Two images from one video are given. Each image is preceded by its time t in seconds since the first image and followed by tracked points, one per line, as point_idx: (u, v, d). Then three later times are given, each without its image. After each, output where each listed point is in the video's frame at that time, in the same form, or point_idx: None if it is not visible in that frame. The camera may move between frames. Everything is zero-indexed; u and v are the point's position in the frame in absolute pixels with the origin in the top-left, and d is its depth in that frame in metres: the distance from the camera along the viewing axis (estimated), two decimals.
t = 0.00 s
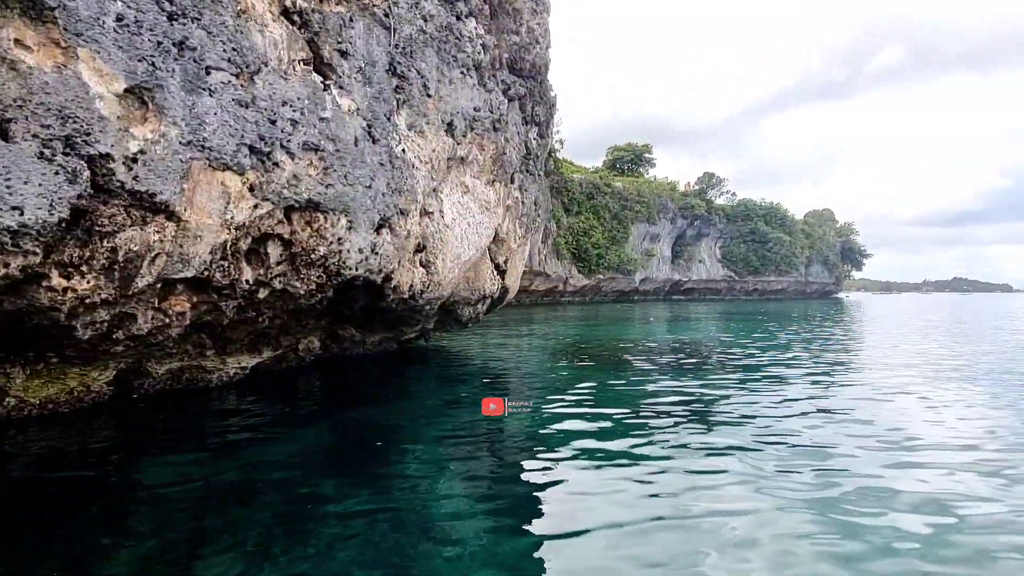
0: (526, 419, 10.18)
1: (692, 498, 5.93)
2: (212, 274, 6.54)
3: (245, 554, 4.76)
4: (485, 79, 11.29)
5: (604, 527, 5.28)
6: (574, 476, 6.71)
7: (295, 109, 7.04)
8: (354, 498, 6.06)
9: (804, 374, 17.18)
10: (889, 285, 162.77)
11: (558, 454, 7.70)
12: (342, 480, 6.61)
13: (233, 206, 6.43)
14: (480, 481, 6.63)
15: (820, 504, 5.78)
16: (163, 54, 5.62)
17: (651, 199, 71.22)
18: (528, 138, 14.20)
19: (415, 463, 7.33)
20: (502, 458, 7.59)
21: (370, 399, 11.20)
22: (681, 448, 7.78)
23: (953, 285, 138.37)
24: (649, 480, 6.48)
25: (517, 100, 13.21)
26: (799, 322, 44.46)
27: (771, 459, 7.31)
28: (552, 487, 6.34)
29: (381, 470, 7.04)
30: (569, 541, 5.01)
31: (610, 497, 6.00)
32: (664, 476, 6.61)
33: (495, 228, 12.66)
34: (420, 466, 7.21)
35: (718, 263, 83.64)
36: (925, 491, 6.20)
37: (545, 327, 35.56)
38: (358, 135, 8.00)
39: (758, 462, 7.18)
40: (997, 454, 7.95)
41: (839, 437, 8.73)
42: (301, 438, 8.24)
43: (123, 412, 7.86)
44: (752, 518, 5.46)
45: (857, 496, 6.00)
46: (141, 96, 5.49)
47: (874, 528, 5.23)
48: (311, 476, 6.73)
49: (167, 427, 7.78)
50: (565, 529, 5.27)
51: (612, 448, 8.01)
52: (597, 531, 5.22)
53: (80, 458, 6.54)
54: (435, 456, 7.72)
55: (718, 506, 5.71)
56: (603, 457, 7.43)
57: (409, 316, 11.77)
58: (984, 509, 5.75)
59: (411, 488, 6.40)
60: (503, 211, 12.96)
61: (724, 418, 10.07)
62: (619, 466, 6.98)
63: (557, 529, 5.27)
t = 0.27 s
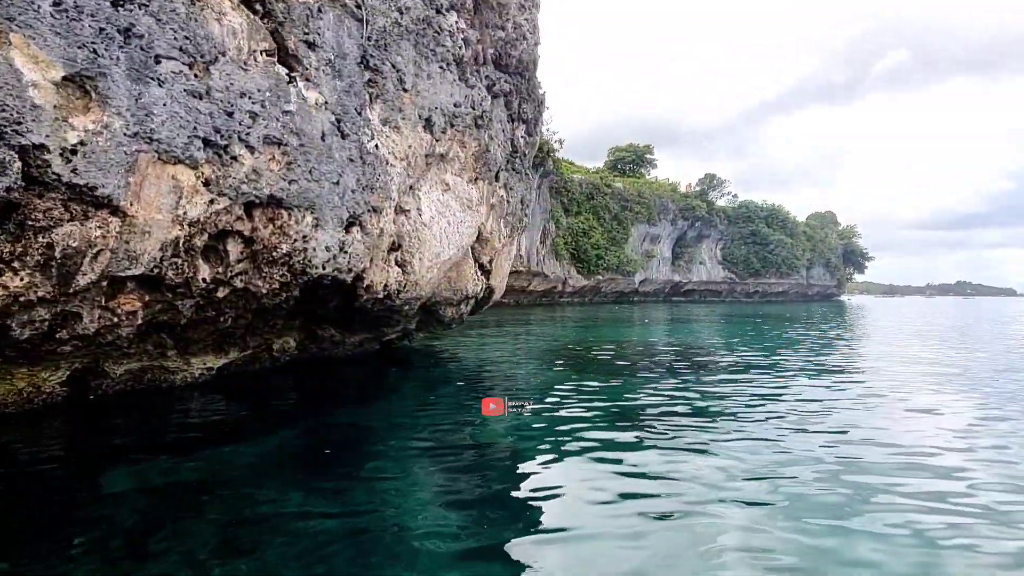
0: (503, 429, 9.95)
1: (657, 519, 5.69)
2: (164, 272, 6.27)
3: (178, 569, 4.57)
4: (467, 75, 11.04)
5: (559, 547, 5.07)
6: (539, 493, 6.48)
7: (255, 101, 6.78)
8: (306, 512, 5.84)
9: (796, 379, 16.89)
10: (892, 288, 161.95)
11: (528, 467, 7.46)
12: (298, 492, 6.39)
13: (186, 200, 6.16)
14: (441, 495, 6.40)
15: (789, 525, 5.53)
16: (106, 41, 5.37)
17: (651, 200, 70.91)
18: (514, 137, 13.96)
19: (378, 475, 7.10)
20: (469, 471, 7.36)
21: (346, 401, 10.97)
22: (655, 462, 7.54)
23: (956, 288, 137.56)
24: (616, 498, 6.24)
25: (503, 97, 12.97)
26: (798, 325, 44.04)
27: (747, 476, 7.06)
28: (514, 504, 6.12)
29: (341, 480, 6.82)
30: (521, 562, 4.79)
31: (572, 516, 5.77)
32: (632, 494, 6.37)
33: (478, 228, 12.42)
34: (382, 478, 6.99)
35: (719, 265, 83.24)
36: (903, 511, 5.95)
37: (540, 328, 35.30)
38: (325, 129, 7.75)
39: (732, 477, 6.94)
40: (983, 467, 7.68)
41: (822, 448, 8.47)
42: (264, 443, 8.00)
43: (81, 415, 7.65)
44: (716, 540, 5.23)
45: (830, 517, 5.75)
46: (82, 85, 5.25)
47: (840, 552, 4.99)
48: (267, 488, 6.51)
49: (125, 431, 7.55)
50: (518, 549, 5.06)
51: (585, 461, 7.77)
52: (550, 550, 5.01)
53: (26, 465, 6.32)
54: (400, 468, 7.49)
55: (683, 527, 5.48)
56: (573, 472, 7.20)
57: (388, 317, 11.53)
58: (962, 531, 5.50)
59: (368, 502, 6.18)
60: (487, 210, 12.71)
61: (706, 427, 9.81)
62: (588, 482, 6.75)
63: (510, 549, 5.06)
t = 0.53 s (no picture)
0: (483, 430, 9.69)
1: (625, 527, 5.42)
2: (114, 270, 6.05)
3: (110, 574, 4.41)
4: (448, 69, 10.80)
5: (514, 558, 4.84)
6: (507, 498, 6.21)
7: (213, 92, 6.54)
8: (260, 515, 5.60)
9: (791, 380, 16.56)
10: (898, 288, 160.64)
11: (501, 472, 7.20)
12: (256, 494, 6.15)
13: (135, 194, 5.92)
14: (405, 498, 6.15)
15: (764, 537, 5.25)
16: (43, 26, 5.18)
17: (653, 200, 70.51)
18: (501, 133, 13.70)
19: (343, 476, 6.85)
20: (438, 475, 7.10)
21: (324, 402, 10.73)
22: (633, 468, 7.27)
23: (963, 289, 136.10)
24: (586, 505, 5.97)
25: (488, 92, 12.72)
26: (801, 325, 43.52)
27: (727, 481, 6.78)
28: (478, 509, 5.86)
29: (300, 484, 6.61)
30: None
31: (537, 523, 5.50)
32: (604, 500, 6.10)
33: (461, 226, 12.17)
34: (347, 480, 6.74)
35: (722, 265, 82.68)
36: (886, 520, 5.66)
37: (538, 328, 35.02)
38: (291, 121, 7.49)
39: (710, 484, 6.66)
40: (977, 472, 7.36)
41: (809, 452, 8.17)
42: (229, 443, 7.77)
43: (39, 415, 7.55)
44: (685, 552, 4.95)
45: (808, 528, 5.47)
46: (18, 72, 5.06)
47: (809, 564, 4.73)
48: (225, 489, 6.28)
49: (84, 433, 7.34)
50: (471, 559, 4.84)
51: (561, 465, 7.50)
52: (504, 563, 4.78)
53: None
54: (368, 470, 7.24)
55: (652, 539, 5.21)
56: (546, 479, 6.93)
57: (368, 316, 11.29)
58: (947, 543, 5.20)
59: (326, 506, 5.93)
60: (471, 208, 12.46)
61: (691, 430, 9.52)
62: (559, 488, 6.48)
63: (463, 560, 4.83)
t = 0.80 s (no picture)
0: (458, 433, 9.51)
1: (585, 545, 5.16)
2: (57, 264, 5.84)
3: None
4: (426, 60, 10.54)
5: None
6: (468, 514, 5.96)
7: (166, 80, 6.29)
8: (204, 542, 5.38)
9: (786, 380, 16.22)
10: (902, 288, 159.55)
11: (468, 482, 6.95)
12: (207, 516, 5.94)
13: (78, 184, 5.67)
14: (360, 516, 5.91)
15: (732, 551, 4.97)
16: None
17: (653, 198, 70.09)
18: (486, 127, 13.43)
19: (302, 494, 6.63)
20: (402, 486, 6.86)
21: (300, 403, 10.50)
22: (606, 473, 6.99)
23: (969, 288, 134.90)
24: (548, 519, 5.71)
25: (471, 85, 12.45)
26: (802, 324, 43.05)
27: (701, 487, 6.49)
28: (435, 531, 5.62)
29: (256, 497, 6.50)
30: None
31: (493, 545, 5.26)
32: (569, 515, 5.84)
33: (444, 222, 11.90)
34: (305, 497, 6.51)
35: (724, 263, 82.18)
36: (864, 530, 5.36)
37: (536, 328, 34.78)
38: (253, 112, 7.23)
39: (677, 488, 6.46)
40: (967, 475, 7.03)
41: (792, 454, 7.87)
42: (190, 457, 7.55)
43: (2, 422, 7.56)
44: (644, 572, 4.69)
45: (780, 540, 5.18)
46: None
47: None
48: (176, 508, 6.09)
49: (42, 444, 7.20)
50: None
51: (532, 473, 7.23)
52: None
53: None
54: (331, 483, 7.01)
55: (611, 556, 4.94)
56: (513, 488, 6.68)
57: (346, 314, 11.04)
58: (926, 554, 4.90)
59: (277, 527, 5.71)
60: (454, 204, 12.18)
61: (674, 432, 9.23)
62: (524, 502, 6.23)
63: None
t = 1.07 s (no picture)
0: (434, 435, 9.25)
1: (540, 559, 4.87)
2: None
3: None
4: (407, 51, 10.25)
5: None
6: (424, 521, 5.70)
7: (117, 68, 6.03)
8: (144, 542, 5.13)
9: (783, 381, 15.83)
10: (909, 287, 158.08)
11: (433, 488, 6.66)
12: (153, 517, 5.72)
13: (20, 176, 5.48)
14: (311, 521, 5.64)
15: (694, 566, 4.66)
16: None
17: (656, 196, 69.62)
18: (474, 121, 13.11)
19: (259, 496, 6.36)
20: (364, 490, 6.59)
21: (276, 404, 10.26)
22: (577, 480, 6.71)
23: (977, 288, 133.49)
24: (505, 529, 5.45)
25: (456, 78, 12.15)
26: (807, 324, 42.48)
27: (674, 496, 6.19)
28: (388, 540, 5.34)
29: (211, 498, 6.29)
30: None
31: (442, 561, 4.98)
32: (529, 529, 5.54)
33: (427, 218, 11.60)
34: (261, 500, 6.25)
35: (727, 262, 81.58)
36: (839, 546, 5.01)
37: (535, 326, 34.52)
38: (215, 103, 6.97)
39: (647, 496, 6.18)
40: (957, 488, 6.67)
41: (776, 462, 7.54)
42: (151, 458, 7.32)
43: None
44: None
45: (748, 554, 4.88)
46: None
47: None
48: (124, 508, 5.89)
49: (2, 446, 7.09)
50: None
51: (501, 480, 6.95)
52: None
53: None
54: (291, 485, 6.77)
55: (564, 569, 4.63)
56: (477, 494, 6.41)
57: (325, 313, 10.79)
58: (904, 574, 4.55)
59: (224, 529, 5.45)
60: (438, 200, 11.88)
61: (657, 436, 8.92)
62: (486, 511, 5.96)
63: None
